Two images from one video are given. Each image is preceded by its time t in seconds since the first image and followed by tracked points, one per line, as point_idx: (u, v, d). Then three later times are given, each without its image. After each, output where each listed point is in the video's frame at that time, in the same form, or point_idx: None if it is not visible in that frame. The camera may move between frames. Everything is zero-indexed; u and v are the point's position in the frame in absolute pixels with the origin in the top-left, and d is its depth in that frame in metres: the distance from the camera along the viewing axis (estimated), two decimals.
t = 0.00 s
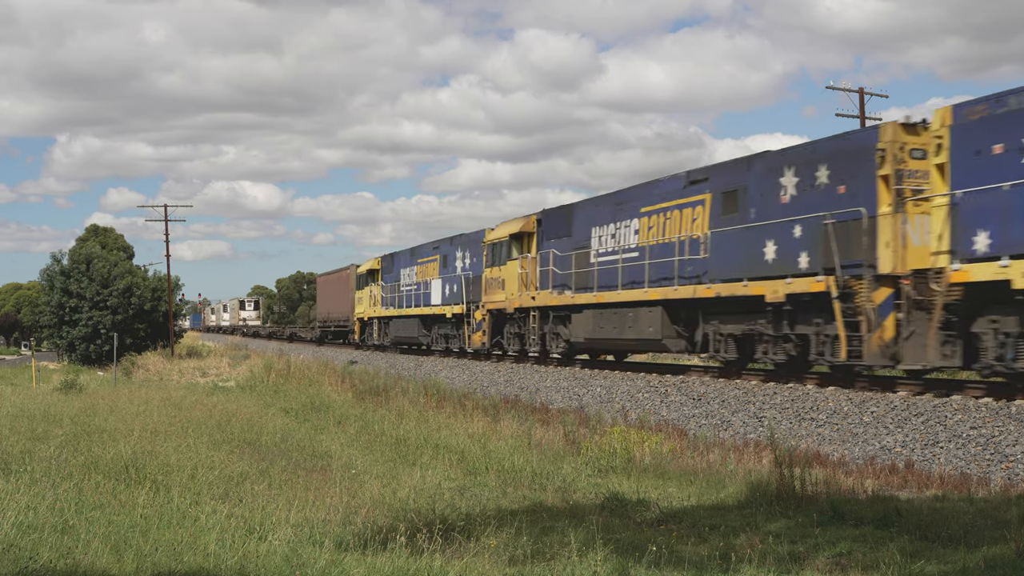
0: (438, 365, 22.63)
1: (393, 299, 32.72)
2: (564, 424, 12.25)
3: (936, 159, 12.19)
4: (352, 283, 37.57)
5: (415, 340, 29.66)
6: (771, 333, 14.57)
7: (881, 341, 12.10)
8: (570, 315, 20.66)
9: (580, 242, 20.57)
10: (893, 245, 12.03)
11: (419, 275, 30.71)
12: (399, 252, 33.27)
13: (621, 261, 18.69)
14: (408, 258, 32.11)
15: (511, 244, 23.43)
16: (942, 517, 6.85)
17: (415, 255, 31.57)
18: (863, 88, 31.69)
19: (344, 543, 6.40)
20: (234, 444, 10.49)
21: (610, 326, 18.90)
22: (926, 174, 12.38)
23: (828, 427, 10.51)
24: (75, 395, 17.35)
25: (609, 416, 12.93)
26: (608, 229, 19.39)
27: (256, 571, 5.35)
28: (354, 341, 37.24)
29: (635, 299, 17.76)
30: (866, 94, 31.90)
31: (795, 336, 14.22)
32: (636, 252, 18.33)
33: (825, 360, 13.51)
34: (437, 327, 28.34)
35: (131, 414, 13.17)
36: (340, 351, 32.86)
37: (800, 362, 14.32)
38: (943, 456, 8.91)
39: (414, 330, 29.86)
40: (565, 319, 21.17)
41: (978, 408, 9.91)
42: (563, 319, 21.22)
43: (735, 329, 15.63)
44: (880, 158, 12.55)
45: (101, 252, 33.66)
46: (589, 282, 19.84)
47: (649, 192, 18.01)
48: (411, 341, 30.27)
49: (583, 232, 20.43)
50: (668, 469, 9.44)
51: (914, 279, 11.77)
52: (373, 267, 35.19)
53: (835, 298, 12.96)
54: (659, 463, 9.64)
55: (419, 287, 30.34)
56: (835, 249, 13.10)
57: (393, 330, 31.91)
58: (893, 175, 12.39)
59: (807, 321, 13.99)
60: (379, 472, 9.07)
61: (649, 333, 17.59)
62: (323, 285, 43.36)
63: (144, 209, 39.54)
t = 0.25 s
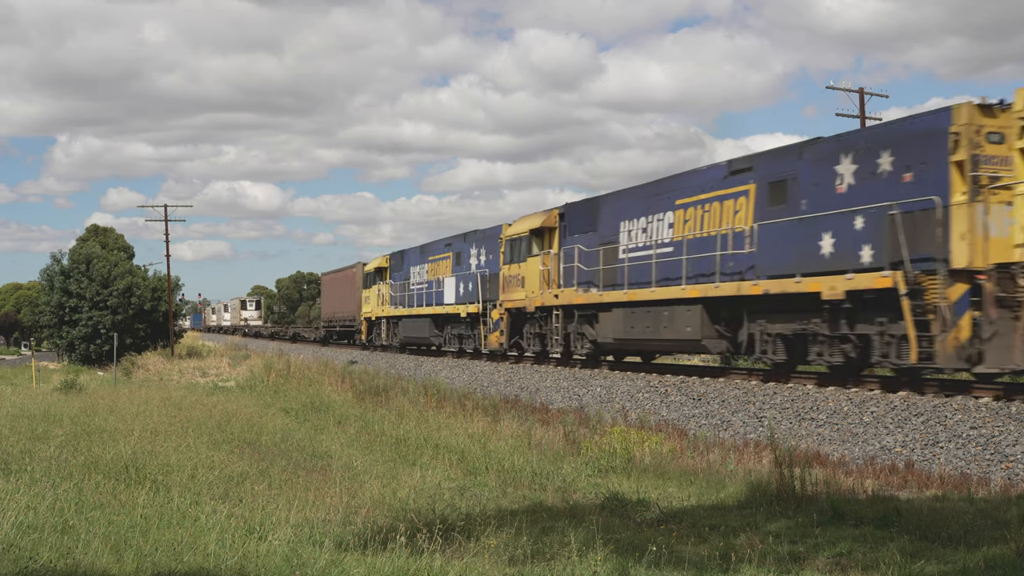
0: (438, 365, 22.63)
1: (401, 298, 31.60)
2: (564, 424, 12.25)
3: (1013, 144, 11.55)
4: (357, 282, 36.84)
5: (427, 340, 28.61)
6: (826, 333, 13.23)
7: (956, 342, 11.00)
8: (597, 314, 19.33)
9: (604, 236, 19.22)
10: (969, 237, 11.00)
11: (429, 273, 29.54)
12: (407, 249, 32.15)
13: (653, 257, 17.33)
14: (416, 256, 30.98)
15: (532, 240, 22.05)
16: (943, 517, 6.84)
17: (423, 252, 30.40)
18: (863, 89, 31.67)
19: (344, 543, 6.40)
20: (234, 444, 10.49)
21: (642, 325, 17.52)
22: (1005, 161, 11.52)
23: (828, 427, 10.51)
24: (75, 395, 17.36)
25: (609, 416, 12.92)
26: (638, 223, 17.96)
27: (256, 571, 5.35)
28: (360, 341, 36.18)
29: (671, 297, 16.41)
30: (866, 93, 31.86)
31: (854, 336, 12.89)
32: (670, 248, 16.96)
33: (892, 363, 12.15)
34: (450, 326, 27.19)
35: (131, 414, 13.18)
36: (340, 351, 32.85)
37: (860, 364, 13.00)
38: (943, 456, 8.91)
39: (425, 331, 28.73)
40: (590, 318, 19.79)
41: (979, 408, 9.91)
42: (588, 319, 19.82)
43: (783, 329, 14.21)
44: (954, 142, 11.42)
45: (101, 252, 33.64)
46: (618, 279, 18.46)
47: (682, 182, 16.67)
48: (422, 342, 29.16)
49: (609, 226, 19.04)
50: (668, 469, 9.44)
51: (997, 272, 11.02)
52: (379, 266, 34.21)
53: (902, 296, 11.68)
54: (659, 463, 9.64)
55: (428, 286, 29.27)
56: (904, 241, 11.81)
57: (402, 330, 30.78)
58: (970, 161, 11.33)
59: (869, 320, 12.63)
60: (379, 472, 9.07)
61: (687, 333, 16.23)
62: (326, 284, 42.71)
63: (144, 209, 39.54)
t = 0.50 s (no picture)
0: (438, 365, 22.64)
1: (414, 297, 30.69)
2: (564, 424, 12.25)
3: None
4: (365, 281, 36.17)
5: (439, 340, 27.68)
6: (892, 333, 12.14)
7: None
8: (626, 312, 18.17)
9: (633, 231, 18.14)
10: None
11: (444, 271, 28.63)
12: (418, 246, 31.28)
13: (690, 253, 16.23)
14: (429, 253, 30.13)
15: (553, 235, 20.89)
16: (943, 517, 6.84)
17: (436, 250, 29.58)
18: (863, 89, 31.69)
19: (344, 543, 6.40)
20: (234, 444, 10.49)
21: (678, 324, 16.31)
22: None
23: (828, 427, 10.51)
24: (75, 395, 17.36)
25: (609, 416, 12.93)
26: (672, 217, 16.90)
27: (255, 572, 5.35)
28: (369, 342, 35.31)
29: (712, 294, 15.25)
30: (866, 93, 31.85)
31: (925, 336, 11.77)
32: (709, 242, 15.85)
33: (971, 366, 11.06)
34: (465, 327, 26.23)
35: (131, 414, 13.18)
36: (341, 351, 32.84)
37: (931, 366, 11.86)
38: (943, 456, 8.91)
39: (440, 331, 27.78)
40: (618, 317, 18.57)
41: (979, 408, 9.91)
42: (616, 318, 18.60)
43: (839, 329, 13.05)
44: None
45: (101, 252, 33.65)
46: (652, 275, 17.31)
47: (722, 173, 15.64)
48: (437, 342, 28.20)
49: (640, 219, 17.89)
50: (669, 469, 9.44)
51: None
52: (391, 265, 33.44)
53: (983, 293, 10.57)
54: (659, 463, 9.64)
55: (442, 284, 28.42)
56: (985, 232, 10.72)
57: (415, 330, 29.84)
58: None
59: (942, 319, 11.54)
60: (379, 472, 9.07)
61: (729, 333, 15.04)
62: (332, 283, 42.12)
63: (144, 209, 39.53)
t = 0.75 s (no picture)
0: (438, 365, 22.64)
1: (424, 296, 29.94)
2: (564, 424, 12.25)
3: None
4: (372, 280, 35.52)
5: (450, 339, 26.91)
6: (970, 333, 11.06)
7: None
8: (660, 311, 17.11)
9: (668, 224, 17.05)
10: None
11: (457, 269, 27.91)
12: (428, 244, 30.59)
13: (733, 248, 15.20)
14: (440, 251, 29.45)
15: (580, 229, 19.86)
16: (943, 517, 6.84)
17: (448, 247, 28.91)
18: (863, 89, 31.72)
19: (344, 543, 6.40)
20: (234, 444, 10.48)
21: (721, 324, 15.24)
22: None
23: (828, 427, 10.51)
24: (75, 395, 17.36)
25: (609, 416, 12.93)
26: (712, 209, 15.83)
27: (256, 572, 5.34)
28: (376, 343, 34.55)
29: (760, 291, 14.17)
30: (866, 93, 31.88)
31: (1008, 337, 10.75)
32: (755, 235, 14.79)
33: None
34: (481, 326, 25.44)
35: (131, 414, 13.18)
36: (341, 351, 32.82)
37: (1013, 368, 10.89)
38: (943, 456, 8.91)
39: (453, 330, 27.00)
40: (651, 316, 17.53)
41: (978, 408, 9.91)
42: (649, 317, 17.55)
43: (906, 329, 11.99)
44: None
45: (101, 252, 33.66)
46: (690, 272, 16.26)
47: (769, 162, 14.54)
48: (451, 343, 27.40)
49: (675, 212, 16.84)
50: (669, 469, 9.45)
51: None
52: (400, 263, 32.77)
53: None
54: (659, 463, 9.64)
55: (454, 282, 27.76)
56: None
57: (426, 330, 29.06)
58: None
59: None
60: (379, 472, 9.07)
61: (779, 333, 13.95)
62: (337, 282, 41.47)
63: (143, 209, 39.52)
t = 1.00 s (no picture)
0: (438, 365, 22.64)
1: (437, 294, 28.98)
2: (564, 424, 12.25)
3: None
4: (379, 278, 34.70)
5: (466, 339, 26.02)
6: None
7: None
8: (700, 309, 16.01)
9: (707, 217, 16.05)
10: None
11: (472, 266, 26.94)
12: (441, 241, 29.63)
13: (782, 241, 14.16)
14: (454, 248, 28.54)
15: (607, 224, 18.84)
16: (942, 517, 6.84)
17: (462, 244, 28.00)
18: (863, 90, 31.74)
19: (344, 543, 6.40)
20: (234, 444, 10.49)
21: (768, 323, 14.16)
22: None
23: (828, 427, 10.51)
24: (76, 395, 17.36)
25: (609, 416, 12.93)
26: (757, 201, 14.85)
27: (255, 571, 5.35)
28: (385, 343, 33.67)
29: (815, 287, 13.11)
30: (865, 93, 31.88)
31: None
32: (806, 228, 13.77)
33: None
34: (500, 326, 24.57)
35: (131, 414, 13.18)
36: (341, 351, 32.80)
37: None
38: (943, 456, 8.91)
39: (468, 330, 26.05)
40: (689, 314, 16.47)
41: (978, 408, 9.91)
42: (686, 316, 16.59)
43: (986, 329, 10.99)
44: None
45: (101, 252, 33.67)
46: (733, 267, 15.19)
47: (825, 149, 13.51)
48: (466, 343, 26.44)
49: (715, 204, 15.85)
50: (669, 469, 9.45)
51: None
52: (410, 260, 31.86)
53: None
54: (659, 463, 9.64)
55: (468, 281, 26.86)
56: None
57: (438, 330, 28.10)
58: None
59: None
60: (379, 472, 9.07)
61: (835, 333, 12.86)
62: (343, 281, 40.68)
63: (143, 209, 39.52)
